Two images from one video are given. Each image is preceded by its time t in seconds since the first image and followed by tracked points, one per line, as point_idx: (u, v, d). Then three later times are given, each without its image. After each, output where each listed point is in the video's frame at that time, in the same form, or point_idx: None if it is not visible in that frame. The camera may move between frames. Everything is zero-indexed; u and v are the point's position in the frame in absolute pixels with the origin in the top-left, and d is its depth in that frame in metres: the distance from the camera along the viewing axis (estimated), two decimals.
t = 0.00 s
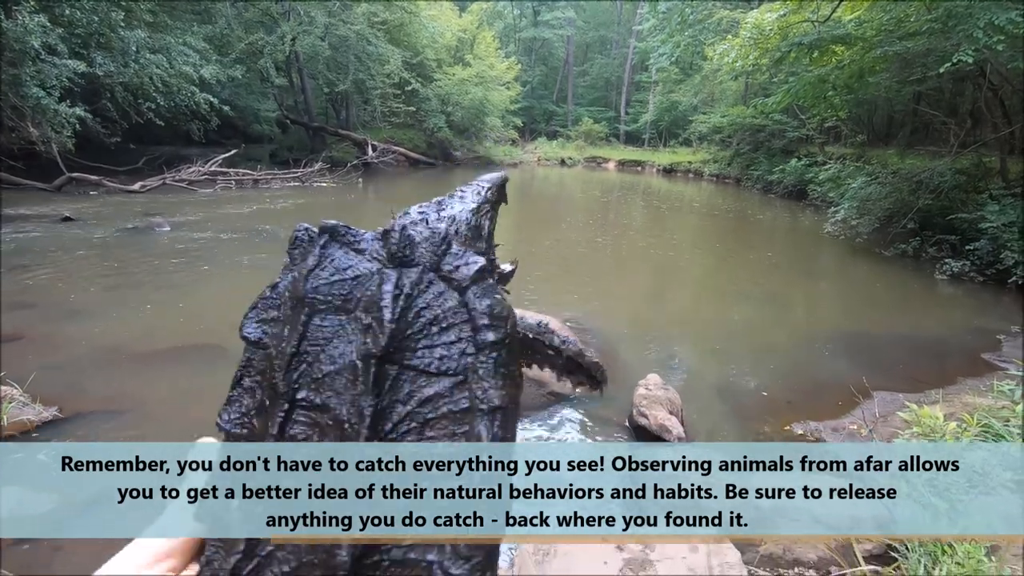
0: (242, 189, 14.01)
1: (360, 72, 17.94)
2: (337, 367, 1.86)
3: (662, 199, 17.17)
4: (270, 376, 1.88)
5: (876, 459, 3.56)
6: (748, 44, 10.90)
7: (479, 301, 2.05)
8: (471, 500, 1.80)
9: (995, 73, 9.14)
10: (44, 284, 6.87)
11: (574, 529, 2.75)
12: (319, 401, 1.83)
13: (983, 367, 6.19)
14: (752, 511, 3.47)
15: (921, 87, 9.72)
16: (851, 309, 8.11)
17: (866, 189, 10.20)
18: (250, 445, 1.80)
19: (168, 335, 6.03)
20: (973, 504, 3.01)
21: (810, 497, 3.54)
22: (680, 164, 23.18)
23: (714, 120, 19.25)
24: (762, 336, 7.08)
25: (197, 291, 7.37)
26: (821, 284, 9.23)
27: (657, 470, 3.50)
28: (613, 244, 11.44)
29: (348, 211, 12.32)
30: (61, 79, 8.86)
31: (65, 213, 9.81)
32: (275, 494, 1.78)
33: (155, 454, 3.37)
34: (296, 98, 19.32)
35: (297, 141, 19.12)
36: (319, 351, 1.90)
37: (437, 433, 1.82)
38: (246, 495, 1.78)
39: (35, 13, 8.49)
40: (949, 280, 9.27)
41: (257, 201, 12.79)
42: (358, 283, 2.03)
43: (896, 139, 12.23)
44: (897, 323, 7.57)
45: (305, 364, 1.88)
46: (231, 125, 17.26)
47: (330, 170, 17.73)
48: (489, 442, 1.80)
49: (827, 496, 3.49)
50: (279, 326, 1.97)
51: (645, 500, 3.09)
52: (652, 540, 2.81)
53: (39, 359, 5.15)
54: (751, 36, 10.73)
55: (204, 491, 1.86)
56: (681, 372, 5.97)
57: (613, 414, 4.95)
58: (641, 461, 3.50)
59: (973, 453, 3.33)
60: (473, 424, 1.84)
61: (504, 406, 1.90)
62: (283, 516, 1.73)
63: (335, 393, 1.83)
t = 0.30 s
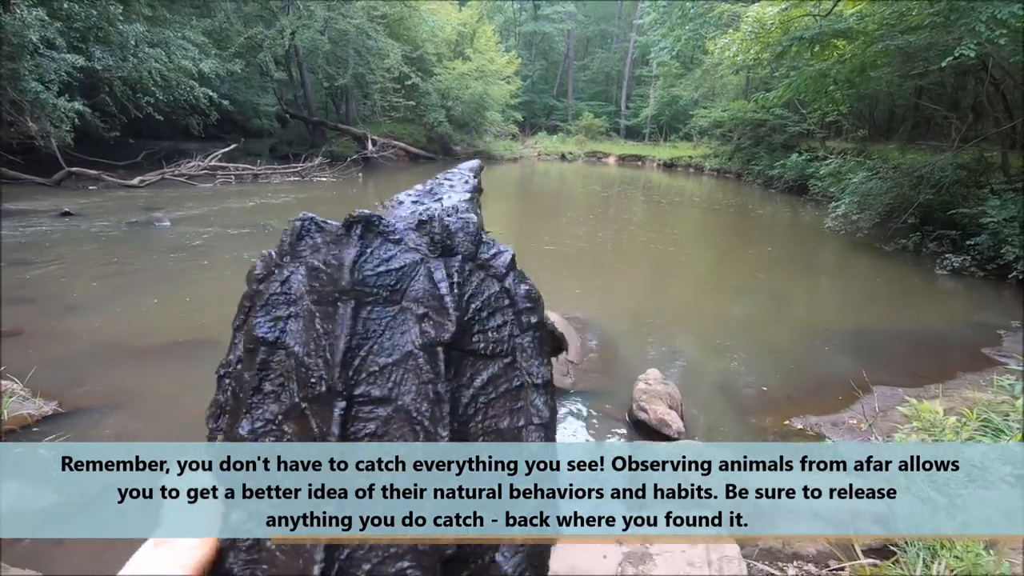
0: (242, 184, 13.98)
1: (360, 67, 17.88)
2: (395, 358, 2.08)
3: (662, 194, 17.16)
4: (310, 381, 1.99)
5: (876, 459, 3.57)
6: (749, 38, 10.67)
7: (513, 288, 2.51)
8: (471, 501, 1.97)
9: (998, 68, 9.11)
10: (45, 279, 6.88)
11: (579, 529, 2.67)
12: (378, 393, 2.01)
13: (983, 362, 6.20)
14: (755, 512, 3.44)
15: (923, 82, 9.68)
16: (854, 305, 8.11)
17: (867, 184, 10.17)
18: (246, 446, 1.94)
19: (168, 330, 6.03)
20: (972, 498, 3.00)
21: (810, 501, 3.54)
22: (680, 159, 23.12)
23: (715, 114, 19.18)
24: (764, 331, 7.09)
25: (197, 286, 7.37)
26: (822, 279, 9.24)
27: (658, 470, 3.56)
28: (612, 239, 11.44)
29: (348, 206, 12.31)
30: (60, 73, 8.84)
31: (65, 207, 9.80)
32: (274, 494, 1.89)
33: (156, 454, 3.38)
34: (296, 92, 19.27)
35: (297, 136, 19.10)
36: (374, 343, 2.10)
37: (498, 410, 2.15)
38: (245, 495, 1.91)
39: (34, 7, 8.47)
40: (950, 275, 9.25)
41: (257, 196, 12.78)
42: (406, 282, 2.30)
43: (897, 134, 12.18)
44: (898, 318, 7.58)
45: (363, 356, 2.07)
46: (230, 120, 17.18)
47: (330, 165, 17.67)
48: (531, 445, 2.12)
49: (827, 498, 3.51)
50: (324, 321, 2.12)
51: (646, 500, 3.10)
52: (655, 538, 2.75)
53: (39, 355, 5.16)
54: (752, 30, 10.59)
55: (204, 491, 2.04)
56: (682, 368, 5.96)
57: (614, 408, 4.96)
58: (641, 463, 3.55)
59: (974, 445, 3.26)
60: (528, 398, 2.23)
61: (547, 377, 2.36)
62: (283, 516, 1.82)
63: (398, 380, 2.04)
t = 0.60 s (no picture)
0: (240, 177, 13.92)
1: (358, 59, 17.74)
2: (407, 331, 2.09)
3: (662, 187, 17.12)
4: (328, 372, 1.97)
5: (877, 460, 3.53)
6: (749, 31, 10.83)
7: (486, 256, 2.54)
8: (471, 501, 2.02)
9: (999, 61, 9.08)
10: (45, 273, 6.87)
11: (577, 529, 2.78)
12: (400, 363, 2.03)
13: (981, 355, 6.22)
14: (755, 513, 3.30)
15: (923, 74, 9.64)
16: (853, 298, 8.11)
17: (867, 177, 10.15)
18: (245, 447, 1.95)
19: (166, 324, 6.00)
20: (970, 489, 3.01)
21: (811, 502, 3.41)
22: (680, 152, 23.01)
23: (715, 108, 19.10)
24: (764, 325, 7.09)
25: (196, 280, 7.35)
26: (821, 273, 9.23)
27: (657, 470, 3.51)
28: (611, 233, 11.41)
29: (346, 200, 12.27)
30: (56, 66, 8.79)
31: (63, 201, 9.77)
32: (275, 494, 1.95)
33: (156, 454, 3.38)
34: (294, 85, 19.17)
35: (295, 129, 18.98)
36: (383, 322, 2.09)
37: (499, 365, 2.26)
38: (246, 494, 1.98)
39: None
40: (949, 268, 9.20)
41: (255, 190, 12.73)
42: (404, 261, 2.23)
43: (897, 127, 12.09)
44: (896, 312, 7.58)
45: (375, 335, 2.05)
46: (227, 113, 17.00)
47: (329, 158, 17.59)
48: (533, 447, 2.19)
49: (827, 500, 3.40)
50: (326, 308, 2.08)
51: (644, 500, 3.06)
52: (655, 539, 2.74)
53: (38, 348, 5.15)
54: (753, 23, 10.72)
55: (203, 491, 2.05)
56: (682, 363, 5.96)
57: (614, 402, 4.98)
58: (640, 462, 3.52)
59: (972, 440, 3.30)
60: (517, 353, 2.37)
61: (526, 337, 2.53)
62: (282, 517, 1.94)
63: (415, 353, 2.07)
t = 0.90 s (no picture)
0: (240, 172, 13.88)
1: (357, 54, 17.66)
2: (406, 319, 2.24)
3: (662, 182, 17.11)
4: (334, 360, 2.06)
5: (875, 459, 3.48)
6: (750, 25, 10.81)
7: (473, 245, 2.63)
8: (471, 501, 2.13)
9: (1001, 55, 9.04)
10: (45, 268, 6.88)
11: (575, 529, 2.80)
12: (401, 351, 2.17)
13: (980, 350, 6.23)
14: (754, 512, 3.28)
15: (925, 69, 9.59)
16: (852, 293, 8.11)
17: (868, 172, 10.12)
18: (248, 447, 1.97)
19: (167, 320, 6.00)
20: (969, 484, 3.01)
21: (808, 501, 3.37)
22: (680, 147, 23.01)
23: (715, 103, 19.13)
24: (765, 320, 7.08)
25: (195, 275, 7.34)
26: (822, 268, 9.23)
27: (657, 470, 3.47)
28: (611, 228, 11.39)
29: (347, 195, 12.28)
30: (55, 61, 8.78)
31: (62, 196, 9.76)
32: (275, 494, 1.97)
33: (156, 453, 3.45)
34: (294, 80, 19.15)
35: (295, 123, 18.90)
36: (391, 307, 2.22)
37: (490, 352, 2.40)
38: (246, 494, 2.00)
39: None
40: (949, 264, 9.23)
41: (255, 184, 12.71)
42: (400, 250, 2.35)
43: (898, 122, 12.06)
44: (897, 307, 7.57)
45: (381, 322, 2.17)
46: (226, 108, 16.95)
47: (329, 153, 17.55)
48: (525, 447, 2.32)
49: (826, 498, 3.37)
50: (328, 296, 2.15)
51: (644, 499, 3.07)
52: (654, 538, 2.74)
53: (38, 344, 5.16)
54: (754, 17, 10.79)
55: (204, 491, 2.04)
56: (682, 358, 5.96)
57: (614, 397, 4.99)
58: (640, 461, 3.51)
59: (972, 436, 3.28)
60: (504, 339, 2.55)
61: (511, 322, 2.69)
62: (282, 517, 1.94)
63: (416, 338, 2.23)
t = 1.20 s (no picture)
0: (240, 169, 13.86)
1: (358, 49, 17.59)
2: (425, 290, 2.83)
3: (664, 178, 17.08)
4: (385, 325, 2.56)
5: (876, 459, 3.44)
6: (753, 20, 11.20)
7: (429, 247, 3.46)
8: (471, 501, 1.97)
9: (1004, 50, 9.00)
10: (46, 265, 6.88)
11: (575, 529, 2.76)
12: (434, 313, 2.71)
13: (981, 347, 6.22)
14: (754, 512, 3.23)
15: (927, 64, 9.54)
16: (853, 290, 8.09)
17: (869, 168, 10.09)
18: (248, 449, 2.06)
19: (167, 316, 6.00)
20: (969, 480, 3.01)
21: (808, 501, 3.34)
22: (682, 143, 22.94)
23: (717, 98, 19.08)
24: (764, 317, 7.07)
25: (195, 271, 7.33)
26: (823, 265, 9.20)
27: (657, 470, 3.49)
28: (611, 224, 11.37)
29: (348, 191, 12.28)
30: (55, 56, 8.76)
31: (63, 192, 9.76)
32: (275, 494, 2.01)
33: (157, 453, 3.45)
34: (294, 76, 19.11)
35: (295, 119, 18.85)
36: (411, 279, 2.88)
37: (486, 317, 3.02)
38: (245, 494, 2.07)
39: None
40: (950, 260, 9.19)
41: (256, 181, 12.69)
42: (392, 246, 3.08)
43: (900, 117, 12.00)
44: (897, 304, 7.55)
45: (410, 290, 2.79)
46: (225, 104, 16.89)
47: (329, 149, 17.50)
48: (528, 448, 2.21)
49: (827, 498, 3.35)
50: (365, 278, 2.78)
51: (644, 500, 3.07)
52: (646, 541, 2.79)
53: (39, 340, 5.17)
54: (757, 11, 11.04)
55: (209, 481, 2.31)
56: (682, 354, 5.96)
57: (614, 394, 4.99)
58: (640, 462, 3.53)
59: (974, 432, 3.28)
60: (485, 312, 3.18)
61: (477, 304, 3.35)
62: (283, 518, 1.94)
63: (438, 300, 2.83)
